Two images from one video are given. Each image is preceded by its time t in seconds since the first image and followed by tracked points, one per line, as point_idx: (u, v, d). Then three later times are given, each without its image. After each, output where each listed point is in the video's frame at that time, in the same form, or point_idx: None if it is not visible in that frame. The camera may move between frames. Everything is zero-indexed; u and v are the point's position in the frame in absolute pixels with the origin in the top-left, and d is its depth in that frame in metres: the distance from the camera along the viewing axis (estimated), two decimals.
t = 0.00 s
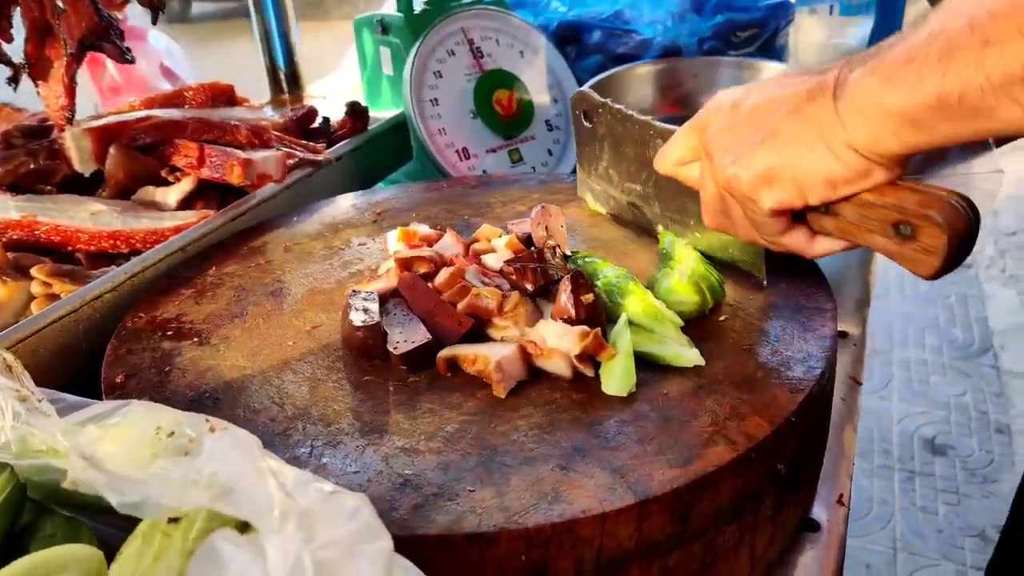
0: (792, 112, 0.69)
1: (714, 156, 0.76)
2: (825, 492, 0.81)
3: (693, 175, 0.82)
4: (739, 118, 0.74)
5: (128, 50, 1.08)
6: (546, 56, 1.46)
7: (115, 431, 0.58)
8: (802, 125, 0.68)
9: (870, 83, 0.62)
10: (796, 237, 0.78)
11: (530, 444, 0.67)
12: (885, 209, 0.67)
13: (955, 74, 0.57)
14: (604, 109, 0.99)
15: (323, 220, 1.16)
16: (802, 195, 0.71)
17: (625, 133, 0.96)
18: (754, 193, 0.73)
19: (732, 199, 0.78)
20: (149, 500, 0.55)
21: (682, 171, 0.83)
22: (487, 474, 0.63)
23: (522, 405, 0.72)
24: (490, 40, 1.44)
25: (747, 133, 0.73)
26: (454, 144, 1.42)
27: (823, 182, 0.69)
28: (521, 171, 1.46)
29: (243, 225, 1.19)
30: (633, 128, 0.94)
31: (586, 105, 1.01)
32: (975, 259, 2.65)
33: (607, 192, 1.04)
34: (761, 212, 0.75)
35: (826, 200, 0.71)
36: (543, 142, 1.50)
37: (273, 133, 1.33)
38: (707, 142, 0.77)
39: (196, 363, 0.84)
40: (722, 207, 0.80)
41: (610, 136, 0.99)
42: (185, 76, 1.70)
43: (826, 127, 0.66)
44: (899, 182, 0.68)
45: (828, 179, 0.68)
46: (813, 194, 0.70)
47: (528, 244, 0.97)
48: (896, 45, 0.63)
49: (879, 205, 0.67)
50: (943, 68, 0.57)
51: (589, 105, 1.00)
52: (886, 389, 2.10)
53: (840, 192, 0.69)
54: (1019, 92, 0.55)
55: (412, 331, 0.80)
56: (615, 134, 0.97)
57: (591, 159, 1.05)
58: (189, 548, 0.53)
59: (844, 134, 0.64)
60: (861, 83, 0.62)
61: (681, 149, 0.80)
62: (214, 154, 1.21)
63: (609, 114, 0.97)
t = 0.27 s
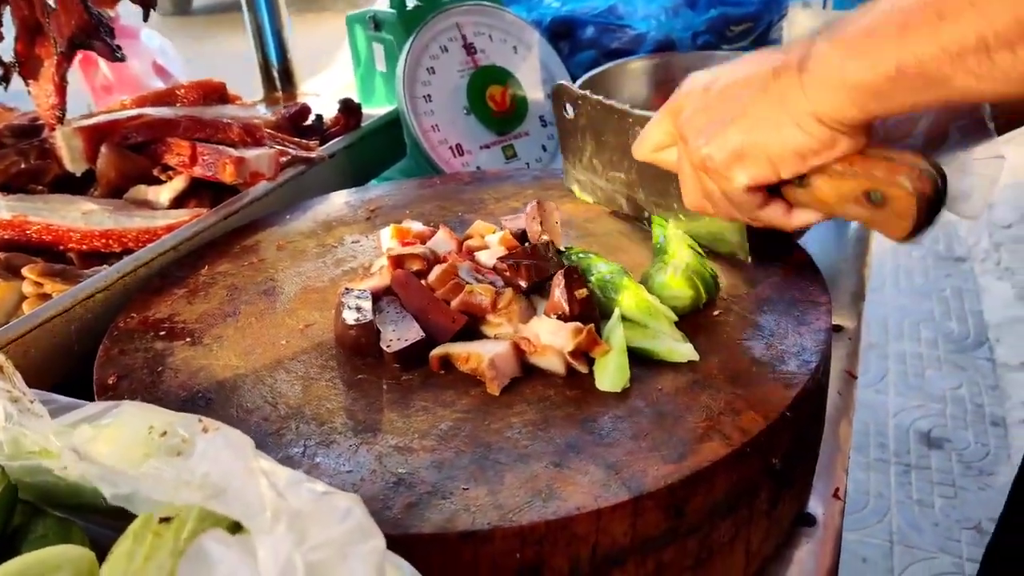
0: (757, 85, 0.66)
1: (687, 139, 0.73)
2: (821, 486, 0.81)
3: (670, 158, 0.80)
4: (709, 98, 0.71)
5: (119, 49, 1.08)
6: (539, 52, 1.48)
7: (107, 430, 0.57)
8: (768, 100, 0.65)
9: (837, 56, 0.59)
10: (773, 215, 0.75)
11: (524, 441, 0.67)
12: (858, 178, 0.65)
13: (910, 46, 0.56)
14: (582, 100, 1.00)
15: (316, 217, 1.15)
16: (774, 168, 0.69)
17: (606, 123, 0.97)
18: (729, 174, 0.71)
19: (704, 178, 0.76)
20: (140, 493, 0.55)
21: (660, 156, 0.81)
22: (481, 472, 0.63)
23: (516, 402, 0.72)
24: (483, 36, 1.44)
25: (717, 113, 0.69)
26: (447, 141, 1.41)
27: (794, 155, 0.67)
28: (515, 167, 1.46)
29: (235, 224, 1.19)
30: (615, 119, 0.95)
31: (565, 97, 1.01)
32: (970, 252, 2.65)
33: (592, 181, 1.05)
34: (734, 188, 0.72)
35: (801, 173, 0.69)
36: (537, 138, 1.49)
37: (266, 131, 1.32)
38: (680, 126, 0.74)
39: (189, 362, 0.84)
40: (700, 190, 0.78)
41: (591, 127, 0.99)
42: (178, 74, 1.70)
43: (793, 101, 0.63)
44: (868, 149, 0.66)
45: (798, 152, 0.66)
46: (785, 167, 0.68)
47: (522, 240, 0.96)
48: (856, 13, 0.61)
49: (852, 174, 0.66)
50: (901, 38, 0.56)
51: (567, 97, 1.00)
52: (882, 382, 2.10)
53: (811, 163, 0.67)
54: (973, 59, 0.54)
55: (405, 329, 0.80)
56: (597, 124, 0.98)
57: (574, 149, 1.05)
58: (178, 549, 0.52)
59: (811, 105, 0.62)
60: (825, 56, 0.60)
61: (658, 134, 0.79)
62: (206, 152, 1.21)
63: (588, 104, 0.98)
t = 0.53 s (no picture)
0: (777, 96, 0.69)
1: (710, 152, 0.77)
2: (820, 485, 0.81)
3: (682, 165, 0.82)
4: (729, 108, 0.74)
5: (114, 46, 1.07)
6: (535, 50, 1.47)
7: (100, 433, 0.57)
8: (788, 112, 0.68)
9: (858, 65, 0.62)
10: (799, 222, 0.79)
11: (521, 441, 0.66)
12: (887, 189, 0.67)
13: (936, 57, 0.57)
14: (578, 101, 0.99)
15: (312, 217, 1.15)
16: (800, 178, 0.72)
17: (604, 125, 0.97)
18: (756, 184, 0.75)
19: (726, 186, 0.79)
20: (134, 501, 0.54)
21: (672, 164, 0.83)
22: (477, 472, 0.63)
23: (512, 401, 0.72)
24: (479, 34, 1.43)
25: (732, 120, 0.74)
26: (443, 139, 1.40)
27: (819, 166, 0.69)
28: (511, 166, 1.45)
29: (231, 223, 1.18)
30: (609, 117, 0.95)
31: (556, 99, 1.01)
32: (966, 249, 2.65)
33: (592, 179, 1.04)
34: (764, 199, 0.76)
35: (827, 181, 0.71)
36: (533, 136, 1.49)
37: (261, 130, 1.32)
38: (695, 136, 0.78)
39: (184, 363, 0.83)
40: (722, 195, 0.81)
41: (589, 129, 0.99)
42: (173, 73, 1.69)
43: (814, 113, 0.66)
44: (893, 157, 0.68)
45: (825, 162, 0.69)
46: (812, 178, 0.71)
47: (518, 239, 0.96)
48: (874, 27, 0.63)
49: (882, 184, 0.68)
50: (924, 50, 0.58)
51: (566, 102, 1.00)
52: (879, 380, 2.10)
53: (837, 173, 0.69)
54: (998, 69, 0.56)
55: (401, 329, 0.80)
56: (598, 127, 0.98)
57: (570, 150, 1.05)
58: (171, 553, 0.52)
59: (834, 117, 0.65)
60: (846, 70, 0.63)
61: (670, 141, 0.81)
62: (201, 152, 1.20)
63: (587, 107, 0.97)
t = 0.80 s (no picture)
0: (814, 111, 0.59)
1: (726, 163, 0.67)
2: (820, 487, 0.81)
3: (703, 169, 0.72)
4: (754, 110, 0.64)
5: (111, 50, 1.08)
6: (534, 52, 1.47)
7: (100, 438, 0.56)
8: (817, 127, 0.59)
9: (917, 76, 0.52)
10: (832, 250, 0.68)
11: (521, 445, 0.66)
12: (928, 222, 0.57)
13: (1017, 69, 0.48)
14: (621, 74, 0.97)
15: (311, 220, 1.15)
16: (823, 206, 0.62)
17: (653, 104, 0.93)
18: (773, 206, 0.65)
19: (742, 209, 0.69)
20: (133, 509, 0.53)
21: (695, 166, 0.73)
22: (477, 477, 0.63)
23: (512, 405, 0.71)
24: (477, 37, 1.43)
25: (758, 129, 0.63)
26: (441, 142, 1.40)
27: (847, 195, 0.59)
28: (510, 167, 1.45)
29: (229, 227, 1.18)
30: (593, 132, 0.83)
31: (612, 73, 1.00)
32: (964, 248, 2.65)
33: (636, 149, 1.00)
34: (787, 227, 0.66)
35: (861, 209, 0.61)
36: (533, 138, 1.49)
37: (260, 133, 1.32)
38: (713, 140, 0.68)
39: (183, 368, 0.83)
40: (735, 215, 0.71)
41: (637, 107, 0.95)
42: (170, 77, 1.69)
43: (848, 131, 0.57)
44: (937, 186, 0.57)
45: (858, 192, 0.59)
46: (842, 206, 0.61)
47: (517, 242, 0.96)
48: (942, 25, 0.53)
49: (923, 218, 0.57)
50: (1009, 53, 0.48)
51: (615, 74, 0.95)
52: (879, 380, 2.10)
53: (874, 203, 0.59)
54: None
55: (400, 333, 0.80)
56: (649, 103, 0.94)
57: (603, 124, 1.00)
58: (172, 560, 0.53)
59: (877, 136, 0.55)
60: (901, 74, 0.54)
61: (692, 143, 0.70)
62: (200, 155, 1.20)
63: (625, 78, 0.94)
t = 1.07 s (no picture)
0: (857, 123, 0.55)
1: (744, 186, 0.63)
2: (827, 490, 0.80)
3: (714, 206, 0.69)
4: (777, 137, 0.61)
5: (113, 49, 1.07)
6: (536, 51, 1.47)
7: (103, 439, 0.56)
8: (862, 146, 0.55)
9: (984, 97, 0.48)
10: (839, 293, 0.65)
11: (526, 448, 0.66)
12: (963, 256, 0.54)
13: None
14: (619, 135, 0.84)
15: (313, 220, 1.14)
16: (851, 234, 0.58)
17: (647, 167, 0.82)
18: (791, 230, 0.61)
19: (761, 239, 0.65)
20: (136, 511, 0.54)
21: (703, 203, 0.70)
22: (483, 479, 0.62)
23: (517, 407, 0.71)
24: (481, 36, 1.43)
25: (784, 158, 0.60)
26: (443, 142, 1.40)
27: (889, 222, 0.55)
28: (512, 168, 1.44)
29: (230, 226, 1.17)
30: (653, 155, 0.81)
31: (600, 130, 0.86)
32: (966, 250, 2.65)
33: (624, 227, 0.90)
34: (798, 255, 0.62)
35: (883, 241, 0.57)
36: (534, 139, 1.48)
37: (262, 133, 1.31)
38: (732, 166, 0.64)
39: (185, 369, 0.82)
40: (750, 245, 0.67)
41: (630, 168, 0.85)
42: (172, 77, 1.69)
43: (899, 150, 0.53)
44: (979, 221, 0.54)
45: (893, 220, 0.55)
46: (867, 235, 0.57)
47: (521, 243, 0.95)
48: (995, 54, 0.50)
49: (955, 252, 0.55)
50: None
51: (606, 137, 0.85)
52: (881, 383, 2.10)
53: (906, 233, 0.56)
54: None
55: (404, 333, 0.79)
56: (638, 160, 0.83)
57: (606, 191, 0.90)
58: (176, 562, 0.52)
59: (923, 158, 0.51)
60: (962, 94, 0.49)
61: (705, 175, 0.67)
62: (202, 155, 1.19)
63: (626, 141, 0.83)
